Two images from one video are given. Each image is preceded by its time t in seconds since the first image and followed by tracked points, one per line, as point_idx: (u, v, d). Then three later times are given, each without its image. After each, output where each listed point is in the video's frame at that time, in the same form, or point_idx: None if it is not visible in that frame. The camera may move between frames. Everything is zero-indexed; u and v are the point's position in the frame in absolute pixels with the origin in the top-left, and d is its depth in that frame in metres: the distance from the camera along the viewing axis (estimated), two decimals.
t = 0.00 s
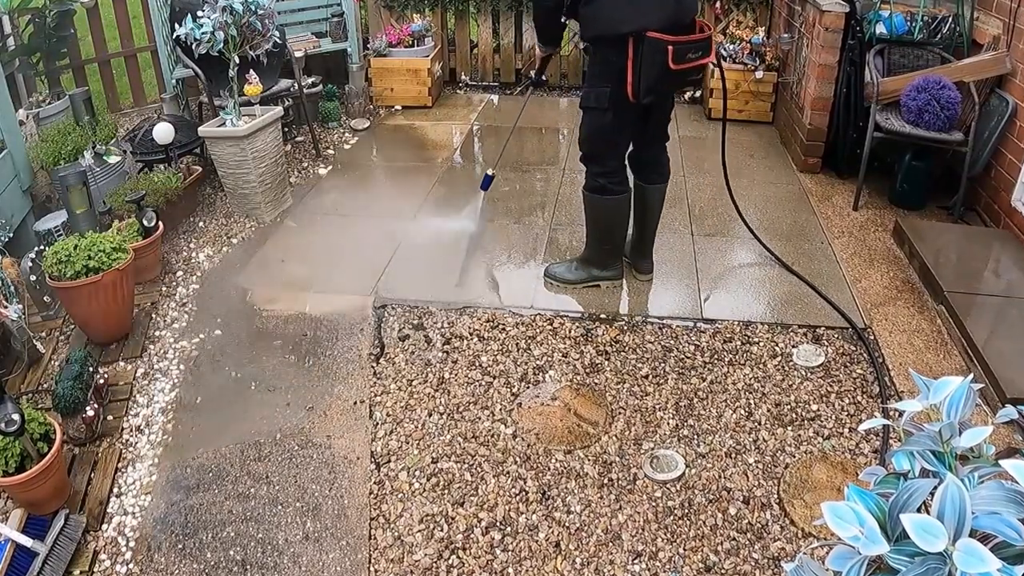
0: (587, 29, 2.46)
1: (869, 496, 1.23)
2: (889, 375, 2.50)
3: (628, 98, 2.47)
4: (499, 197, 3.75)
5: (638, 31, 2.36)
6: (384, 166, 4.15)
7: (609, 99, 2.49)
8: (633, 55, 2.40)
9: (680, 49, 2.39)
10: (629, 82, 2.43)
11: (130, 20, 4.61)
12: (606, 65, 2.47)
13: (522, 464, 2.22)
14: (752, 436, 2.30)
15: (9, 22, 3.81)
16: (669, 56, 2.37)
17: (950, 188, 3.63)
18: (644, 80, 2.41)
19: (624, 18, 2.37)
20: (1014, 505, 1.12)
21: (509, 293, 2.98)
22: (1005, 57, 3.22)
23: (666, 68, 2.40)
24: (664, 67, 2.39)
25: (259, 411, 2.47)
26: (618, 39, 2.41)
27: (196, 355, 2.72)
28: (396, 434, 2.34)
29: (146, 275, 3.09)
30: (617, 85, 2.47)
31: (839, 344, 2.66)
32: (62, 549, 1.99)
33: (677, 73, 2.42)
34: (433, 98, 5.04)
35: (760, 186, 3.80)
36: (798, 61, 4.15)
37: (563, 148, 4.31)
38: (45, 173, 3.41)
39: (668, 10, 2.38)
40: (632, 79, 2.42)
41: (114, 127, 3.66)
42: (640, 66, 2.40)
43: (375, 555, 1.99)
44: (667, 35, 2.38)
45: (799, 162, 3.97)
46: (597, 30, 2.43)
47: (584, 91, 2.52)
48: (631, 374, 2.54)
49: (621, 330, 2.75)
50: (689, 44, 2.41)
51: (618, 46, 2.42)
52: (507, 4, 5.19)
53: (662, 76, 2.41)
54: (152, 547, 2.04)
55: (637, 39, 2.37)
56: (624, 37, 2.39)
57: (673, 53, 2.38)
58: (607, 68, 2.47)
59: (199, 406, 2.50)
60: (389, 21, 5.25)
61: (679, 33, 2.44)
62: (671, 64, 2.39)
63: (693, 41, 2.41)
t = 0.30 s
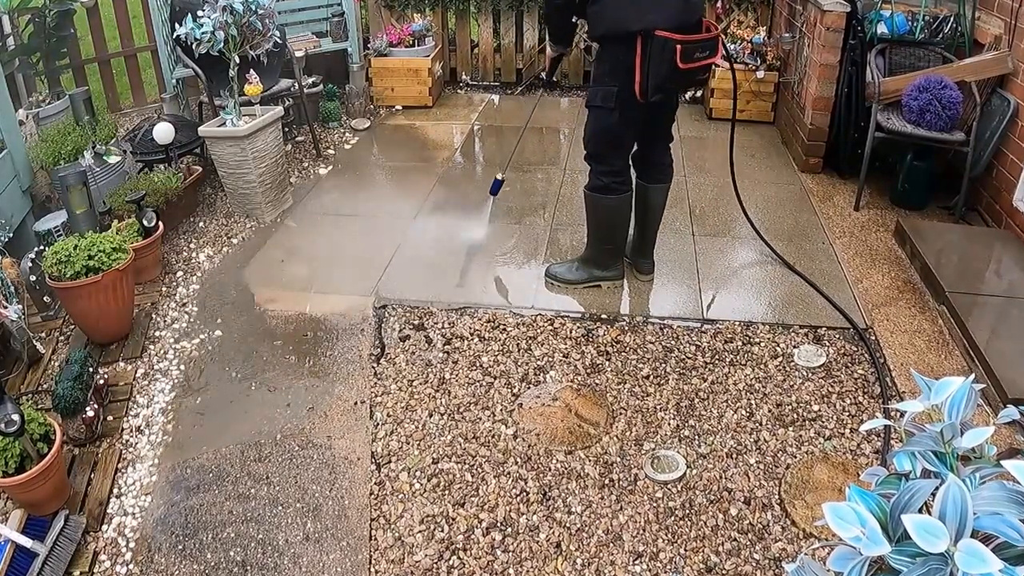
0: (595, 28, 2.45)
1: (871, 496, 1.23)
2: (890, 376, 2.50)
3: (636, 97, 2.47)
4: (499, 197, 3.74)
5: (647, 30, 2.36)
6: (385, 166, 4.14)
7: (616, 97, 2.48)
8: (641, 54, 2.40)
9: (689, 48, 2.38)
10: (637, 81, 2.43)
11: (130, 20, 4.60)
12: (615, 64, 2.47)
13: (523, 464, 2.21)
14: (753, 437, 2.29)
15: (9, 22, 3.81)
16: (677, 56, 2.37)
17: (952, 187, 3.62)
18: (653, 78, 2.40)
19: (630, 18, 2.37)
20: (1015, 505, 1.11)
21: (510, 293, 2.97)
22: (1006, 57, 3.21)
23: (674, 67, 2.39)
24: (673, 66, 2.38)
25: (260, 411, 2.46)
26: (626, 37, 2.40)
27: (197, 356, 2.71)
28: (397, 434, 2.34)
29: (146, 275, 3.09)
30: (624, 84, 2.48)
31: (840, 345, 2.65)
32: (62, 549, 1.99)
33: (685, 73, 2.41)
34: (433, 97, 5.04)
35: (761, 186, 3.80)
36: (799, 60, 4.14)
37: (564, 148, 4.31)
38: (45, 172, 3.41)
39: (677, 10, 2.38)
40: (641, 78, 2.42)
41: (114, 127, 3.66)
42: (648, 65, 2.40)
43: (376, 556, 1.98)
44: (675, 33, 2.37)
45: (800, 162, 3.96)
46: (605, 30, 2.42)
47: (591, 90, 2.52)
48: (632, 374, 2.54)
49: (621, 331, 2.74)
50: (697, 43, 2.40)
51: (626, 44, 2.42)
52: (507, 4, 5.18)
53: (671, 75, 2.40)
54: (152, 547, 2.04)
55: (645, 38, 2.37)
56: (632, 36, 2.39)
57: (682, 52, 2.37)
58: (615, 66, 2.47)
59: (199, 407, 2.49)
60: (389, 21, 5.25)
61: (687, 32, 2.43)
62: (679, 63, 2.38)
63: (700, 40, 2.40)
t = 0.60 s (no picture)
0: (603, 27, 2.45)
1: (872, 497, 1.23)
2: (892, 376, 2.49)
3: (645, 97, 2.46)
4: (500, 197, 3.74)
5: (657, 30, 2.35)
6: (385, 166, 4.14)
7: (624, 98, 2.48)
8: (651, 54, 2.39)
9: (698, 48, 2.39)
10: (647, 82, 2.42)
11: (130, 20, 4.60)
12: (623, 64, 2.46)
13: (524, 464, 2.21)
14: (754, 437, 2.29)
15: (9, 21, 3.81)
16: (688, 56, 2.37)
17: (953, 188, 3.62)
18: (663, 78, 2.40)
19: (635, 18, 2.37)
20: (1017, 506, 1.11)
21: (511, 293, 2.97)
22: (1007, 57, 3.20)
23: (684, 67, 2.39)
24: (683, 66, 2.38)
25: (261, 412, 2.46)
26: (636, 36, 2.39)
27: (197, 356, 2.71)
28: (397, 435, 2.33)
29: (146, 275, 3.08)
30: (632, 85, 2.47)
31: (841, 345, 2.65)
32: (62, 550, 1.98)
33: (694, 72, 2.42)
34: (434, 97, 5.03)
35: (762, 186, 3.79)
36: (800, 60, 4.14)
37: (565, 148, 4.30)
38: (45, 172, 3.40)
39: (685, 10, 2.37)
40: (651, 79, 2.41)
41: (114, 127, 3.65)
42: (658, 65, 2.39)
43: (376, 556, 1.98)
44: (685, 33, 2.36)
45: (801, 162, 3.96)
46: (612, 29, 2.42)
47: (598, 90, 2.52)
48: (632, 374, 2.54)
49: (622, 331, 2.74)
50: (705, 42, 2.40)
51: (635, 44, 2.41)
52: (508, 4, 5.18)
53: (681, 75, 2.40)
54: (152, 548, 2.03)
55: (656, 38, 2.36)
56: (642, 35, 2.38)
57: (692, 52, 2.37)
58: (624, 67, 2.46)
59: (199, 408, 2.49)
60: (389, 21, 5.25)
61: (694, 32, 2.42)
62: (690, 63, 2.39)
63: (708, 39, 2.40)
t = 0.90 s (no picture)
0: (608, 27, 2.44)
1: (873, 497, 1.22)
2: (893, 377, 2.49)
3: (650, 97, 2.46)
4: (501, 197, 3.74)
5: (662, 30, 2.35)
6: (386, 166, 4.14)
7: (628, 99, 2.47)
8: (657, 54, 2.39)
9: (704, 48, 2.38)
10: (653, 82, 2.42)
11: (130, 19, 4.60)
12: (628, 63, 2.45)
13: (524, 465, 2.21)
14: (755, 437, 2.29)
15: (9, 21, 3.80)
16: (694, 56, 2.36)
17: (954, 188, 3.61)
18: (669, 77, 2.39)
19: (639, 18, 2.36)
20: (1019, 507, 1.11)
21: (512, 293, 2.96)
22: (1009, 57, 3.19)
23: (690, 67, 2.39)
24: (689, 66, 2.38)
25: (262, 413, 2.45)
26: (641, 36, 2.39)
27: (197, 357, 2.70)
28: (398, 435, 2.33)
29: (147, 276, 3.08)
30: (637, 85, 2.47)
31: (843, 346, 2.64)
32: (62, 551, 1.98)
33: (700, 72, 2.42)
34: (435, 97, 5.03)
35: (763, 186, 3.79)
36: (802, 60, 4.13)
37: (566, 148, 4.30)
38: (45, 172, 3.40)
39: (689, 10, 2.36)
40: (657, 78, 2.41)
41: (114, 127, 3.64)
42: (663, 65, 2.39)
43: (377, 557, 1.97)
44: (690, 34, 2.36)
45: (802, 162, 3.96)
46: (616, 29, 2.42)
47: (603, 90, 2.50)
48: (634, 374, 2.53)
49: (623, 331, 2.73)
50: (710, 42, 2.40)
51: (640, 44, 2.41)
52: (509, 4, 5.18)
53: (687, 75, 2.40)
54: (152, 549, 2.03)
55: (660, 39, 2.36)
56: (648, 36, 2.38)
57: (698, 52, 2.37)
58: (629, 67, 2.46)
59: (199, 408, 2.48)
60: (390, 20, 5.25)
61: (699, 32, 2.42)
62: (695, 63, 2.38)
63: (713, 40, 2.40)
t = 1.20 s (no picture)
0: (610, 27, 2.44)
1: (874, 497, 1.22)
2: (894, 377, 2.48)
3: (650, 96, 2.46)
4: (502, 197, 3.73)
5: (663, 30, 2.35)
6: (386, 166, 4.13)
7: (629, 97, 2.47)
8: (657, 54, 2.38)
9: (704, 48, 2.38)
10: (652, 81, 2.42)
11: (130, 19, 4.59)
12: (629, 62, 2.45)
13: (525, 466, 2.20)
14: (756, 438, 2.28)
15: (9, 21, 3.80)
16: (693, 56, 2.36)
17: (956, 188, 3.61)
18: (668, 77, 2.39)
19: (638, 18, 2.36)
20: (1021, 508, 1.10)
21: (513, 293, 2.96)
22: (1010, 57, 3.19)
23: (690, 67, 2.38)
24: (689, 66, 2.37)
25: (263, 413, 2.44)
26: (642, 36, 2.39)
27: (197, 357, 2.70)
28: (398, 436, 2.32)
29: (147, 276, 3.07)
30: (637, 83, 2.46)
31: (844, 346, 2.63)
32: (62, 551, 1.97)
33: (700, 72, 2.41)
34: (435, 97, 5.02)
35: (765, 186, 3.78)
36: (803, 61, 4.13)
37: (567, 148, 4.29)
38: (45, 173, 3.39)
39: (690, 10, 2.36)
40: (656, 77, 2.41)
41: (114, 127, 3.64)
42: (663, 65, 2.39)
43: (377, 558, 1.97)
44: (691, 34, 2.36)
45: (804, 162, 3.95)
46: (616, 28, 2.41)
47: (604, 88, 2.50)
48: (635, 375, 2.53)
49: (624, 332, 2.73)
50: (711, 43, 2.39)
51: (641, 44, 2.41)
52: (509, 3, 5.17)
53: (687, 75, 2.39)
54: (152, 550, 2.02)
55: (661, 39, 2.36)
56: (649, 35, 2.38)
57: (697, 52, 2.36)
58: (630, 66, 2.46)
59: (199, 409, 2.48)
60: (390, 20, 5.27)
61: (701, 32, 2.41)
62: (695, 63, 2.37)
63: (715, 40, 2.39)
